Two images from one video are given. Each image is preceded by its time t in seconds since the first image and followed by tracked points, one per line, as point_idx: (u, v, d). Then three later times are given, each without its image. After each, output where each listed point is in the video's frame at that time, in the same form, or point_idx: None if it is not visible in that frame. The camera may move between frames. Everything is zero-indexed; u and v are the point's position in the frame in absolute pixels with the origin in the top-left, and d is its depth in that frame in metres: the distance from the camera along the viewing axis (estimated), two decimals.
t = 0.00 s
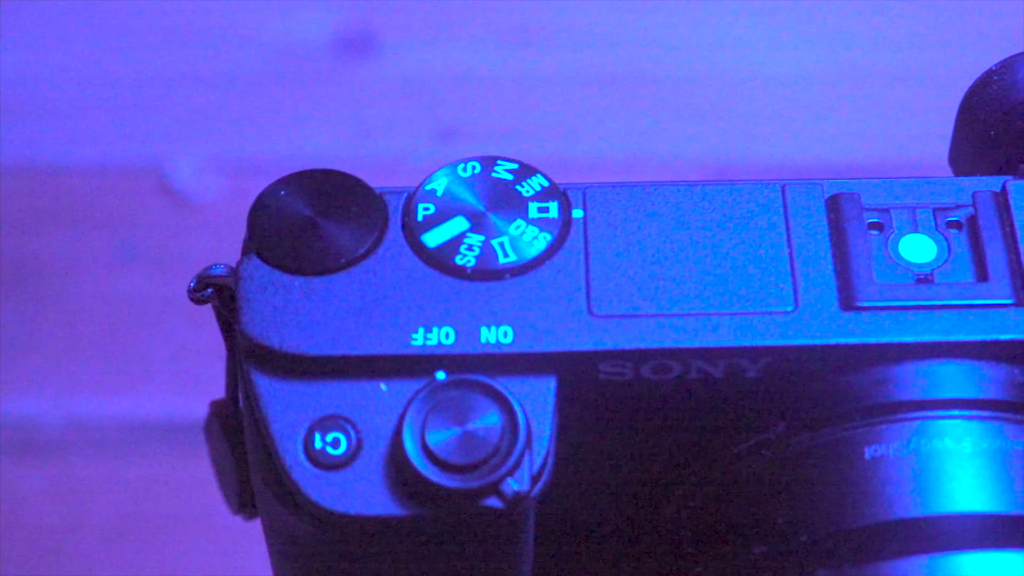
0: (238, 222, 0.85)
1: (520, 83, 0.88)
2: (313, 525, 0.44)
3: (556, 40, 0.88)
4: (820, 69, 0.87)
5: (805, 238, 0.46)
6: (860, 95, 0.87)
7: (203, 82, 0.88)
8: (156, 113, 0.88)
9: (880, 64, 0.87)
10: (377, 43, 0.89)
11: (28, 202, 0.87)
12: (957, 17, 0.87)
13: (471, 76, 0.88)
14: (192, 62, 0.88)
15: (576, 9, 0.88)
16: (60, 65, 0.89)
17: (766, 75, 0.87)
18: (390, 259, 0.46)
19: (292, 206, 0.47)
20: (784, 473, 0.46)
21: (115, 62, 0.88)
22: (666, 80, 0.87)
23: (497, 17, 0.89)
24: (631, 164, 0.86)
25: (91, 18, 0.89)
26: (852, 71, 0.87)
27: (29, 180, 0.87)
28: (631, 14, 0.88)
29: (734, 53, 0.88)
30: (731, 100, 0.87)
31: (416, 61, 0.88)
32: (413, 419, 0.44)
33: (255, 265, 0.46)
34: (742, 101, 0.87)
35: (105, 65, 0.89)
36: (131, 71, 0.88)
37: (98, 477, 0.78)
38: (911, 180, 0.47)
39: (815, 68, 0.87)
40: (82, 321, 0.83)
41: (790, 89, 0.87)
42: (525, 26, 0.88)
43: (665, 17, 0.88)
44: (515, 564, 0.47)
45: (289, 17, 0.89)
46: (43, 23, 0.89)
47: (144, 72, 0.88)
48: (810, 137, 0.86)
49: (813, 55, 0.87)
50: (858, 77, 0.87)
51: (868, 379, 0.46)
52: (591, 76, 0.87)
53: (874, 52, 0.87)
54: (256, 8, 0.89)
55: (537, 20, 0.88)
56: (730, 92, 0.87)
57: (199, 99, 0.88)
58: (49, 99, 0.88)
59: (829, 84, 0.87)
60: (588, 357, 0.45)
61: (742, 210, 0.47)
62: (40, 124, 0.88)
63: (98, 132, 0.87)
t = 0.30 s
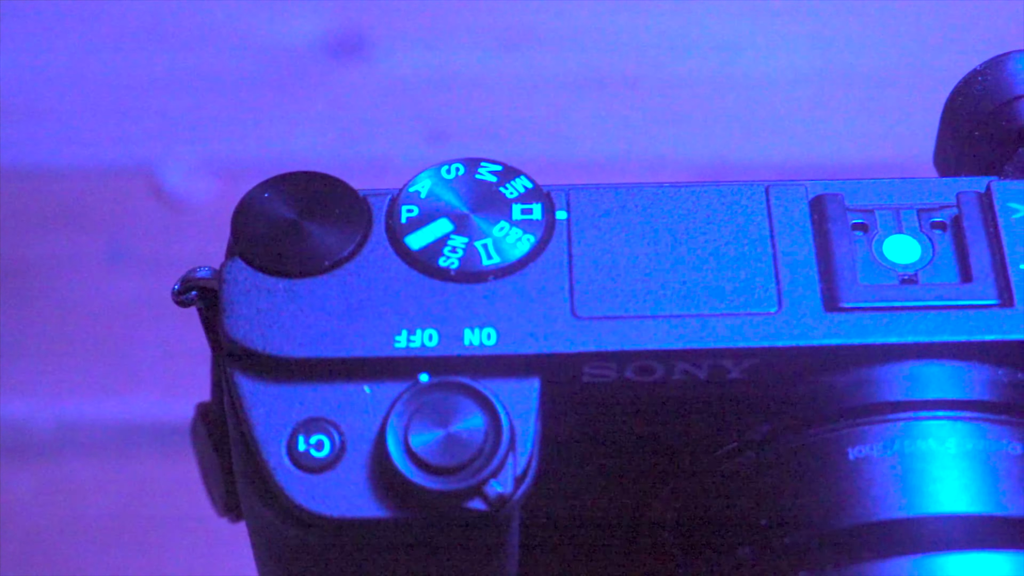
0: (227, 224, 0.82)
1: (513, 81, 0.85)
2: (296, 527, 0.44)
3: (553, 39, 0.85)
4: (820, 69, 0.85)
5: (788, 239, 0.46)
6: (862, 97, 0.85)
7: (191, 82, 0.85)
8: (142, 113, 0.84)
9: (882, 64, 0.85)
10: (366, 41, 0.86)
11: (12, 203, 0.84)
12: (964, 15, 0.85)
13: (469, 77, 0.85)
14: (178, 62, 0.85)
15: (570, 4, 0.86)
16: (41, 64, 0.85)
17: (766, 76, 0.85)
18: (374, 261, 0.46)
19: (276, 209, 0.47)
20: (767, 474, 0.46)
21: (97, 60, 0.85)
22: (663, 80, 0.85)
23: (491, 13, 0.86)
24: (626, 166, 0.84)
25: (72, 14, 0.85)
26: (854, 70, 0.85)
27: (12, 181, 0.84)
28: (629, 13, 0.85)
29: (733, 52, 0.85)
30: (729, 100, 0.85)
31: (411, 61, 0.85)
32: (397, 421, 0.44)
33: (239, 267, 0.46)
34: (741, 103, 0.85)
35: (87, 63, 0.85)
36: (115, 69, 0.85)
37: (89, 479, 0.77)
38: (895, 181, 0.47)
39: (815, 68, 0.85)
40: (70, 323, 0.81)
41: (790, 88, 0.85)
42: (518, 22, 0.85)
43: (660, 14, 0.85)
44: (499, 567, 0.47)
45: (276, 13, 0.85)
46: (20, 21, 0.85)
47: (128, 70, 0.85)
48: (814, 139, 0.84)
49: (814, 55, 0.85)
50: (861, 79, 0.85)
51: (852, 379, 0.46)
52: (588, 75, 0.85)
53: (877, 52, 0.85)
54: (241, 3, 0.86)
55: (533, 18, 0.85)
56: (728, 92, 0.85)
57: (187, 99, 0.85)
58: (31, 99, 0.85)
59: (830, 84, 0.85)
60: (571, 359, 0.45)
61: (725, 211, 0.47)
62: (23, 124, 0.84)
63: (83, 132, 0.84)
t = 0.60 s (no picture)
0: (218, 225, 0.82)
1: (504, 81, 0.85)
2: (283, 528, 0.44)
3: (545, 38, 0.85)
4: (813, 68, 0.85)
5: (774, 238, 0.46)
6: (857, 97, 0.84)
7: (184, 84, 0.85)
8: (135, 114, 0.84)
9: (876, 64, 0.85)
10: (358, 42, 0.85)
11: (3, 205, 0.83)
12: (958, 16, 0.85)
13: (462, 77, 0.85)
14: (171, 63, 0.85)
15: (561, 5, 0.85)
16: (33, 66, 0.85)
17: (758, 75, 0.85)
18: (360, 262, 0.46)
19: (261, 209, 0.47)
20: (754, 473, 0.46)
21: (91, 62, 0.85)
22: (657, 80, 0.85)
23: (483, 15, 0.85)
24: (620, 164, 0.83)
25: (66, 16, 0.85)
26: (848, 69, 0.85)
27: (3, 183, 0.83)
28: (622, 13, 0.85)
29: (727, 52, 0.85)
30: (724, 100, 0.85)
31: (404, 61, 0.85)
32: (382, 422, 0.44)
33: (224, 269, 0.46)
34: (735, 103, 0.84)
35: (80, 66, 0.85)
36: (108, 71, 0.85)
37: (82, 482, 0.76)
38: (881, 180, 0.47)
39: (809, 67, 0.85)
40: (63, 325, 0.80)
41: (784, 87, 0.85)
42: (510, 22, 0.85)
43: (650, 15, 0.85)
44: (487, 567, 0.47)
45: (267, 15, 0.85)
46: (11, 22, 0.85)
47: (121, 72, 0.85)
48: (809, 138, 0.84)
49: (809, 55, 0.85)
50: (856, 79, 0.85)
51: (838, 379, 0.46)
52: (582, 75, 0.85)
53: (871, 52, 0.85)
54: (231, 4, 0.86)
55: (527, 19, 0.85)
56: (722, 91, 0.85)
57: (180, 100, 0.85)
58: (23, 100, 0.85)
59: (825, 84, 0.85)
60: (557, 359, 0.45)
61: (711, 210, 0.47)
62: (14, 126, 0.84)
63: (77, 133, 0.84)
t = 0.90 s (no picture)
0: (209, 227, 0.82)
1: (496, 82, 0.84)
2: (268, 530, 0.44)
3: (537, 39, 0.84)
4: (804, 69, 0.84)
5: (760, 238, 0.46)
6: (849, 99, 0.84)
7: (174, 84, 0.84)
8: (125, 115, 0.84)
9: (869, 64, 0.84)
10: (348, 42, 0.85)
11: None
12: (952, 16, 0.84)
13: (454, 78, 0.84)
14: (161, 64, 0.84)
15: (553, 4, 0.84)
16: (18, 66, 0.84)
17: (749, 76, 0.84)
18: (345, 263, 0.46)
19: (247, 211, 0.46)
20: (739, 474, 0.46)
21: (79, 63, 0.84)
22: (649, 82, 0.84)
23: (473, 15, 0.84)
24: (609, 166, 0.84)
25: (52, 15, 0.84)
26: (841, 69, 0.84)
27: None
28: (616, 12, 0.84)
29: (720, 53, 0.85)
30: (716, 102, 0.84)
31: (396, 62, 0.84)
32: (367, 423, 0.44)
33: (209, 270, 0.46)
34: (726, 105, 0.84)
35: (68, 67, 0.84)
36: (97, 72, 0.84)
37: (73, 484, 0.76)
38: (867, 180, 0.47)
39: (803, 68, 0.84)
40: (54, 326, 0.80)
41: (777, 87, 0.84)
42: (502, 22, 0.84)
43: (642, 14, 0.84)
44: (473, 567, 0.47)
45: (257, 14, 0.84)
46: None
47: (111, 73, 0.84)
48: (800, 140, 0.84)
49: (802, 56, 0.84)
50: (848, 80, 0.84)
51: (824, 379, 0.46)
52: (574, 76, 0.84)
53: (865, 52, 0.84)
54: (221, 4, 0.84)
55: (519, 18, 0.84)
56: (714, 93, 0.84)
57: (170, 101, 0.84)
58: (10, 100, 0.84)
59: (817, 85, 0.84)
60: (542, 360, 0.45)
61: (696, 211, 0.47)
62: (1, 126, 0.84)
63: (66, 135, 0.83)
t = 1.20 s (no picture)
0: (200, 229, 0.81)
1: (488, 83, 0.84)
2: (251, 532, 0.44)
3: (529, 41, 0.85)
4: (797, 70, 0.84)
5: (744, 239, 0.46)
6: (842, 98, 0.84)
7: (166, 86, 0.84)
8: (117, 116, 0.84)
9: (859, 66, 0.84)
10: (341, 44, 0.85)
11: None
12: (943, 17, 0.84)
13: (446, 79, 0.85)
14: (155, 67, 0.84)
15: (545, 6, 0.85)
16: (12, 67, 0.84)
17: (742, 77, 0.84)
18: (329, 265, 0.46)
19: (231, 214, 0.47)
20: (723, 475, 0.46)
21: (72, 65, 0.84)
22: (640, 82, 0.84)
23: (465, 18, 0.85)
24: (599, 166, 0.83)
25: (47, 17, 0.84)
26: (833, 69, 0.84)
27: None
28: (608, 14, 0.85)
29: (712, 54, 0.85)
30: (708, 102, 0.84)
31: (388, 63, 0.85)
32: (351, 425, 0.44)
33: (194, 272, 0.46)
34: (718, 105, 0.84)
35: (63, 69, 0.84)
36: (91, 75, 0.84)
37: (63, 485, 0.75)
38: (852, 180, 0.47)
39: (795, 69, 0.84)
40: (45, 328, 0.80)
41: (768, 87, 0.84)
42: (495, 24, 0.85)
43: (635, 16, 0.85)
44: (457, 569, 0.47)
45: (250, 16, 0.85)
46: None
47: (104, 75, 0.84)
48: (792, 140, 0.84)
49: (793, 56, 0.84)
50: (841, 80, 0.84)
51: (808, 380, 0.46)
52: (566, 77, 0.84)
53: (856, 53, 0.84)
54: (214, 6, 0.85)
55: (510, 19, 0.85)
56: (706, 93, 0.84)
57: (162, 103, 0.84)
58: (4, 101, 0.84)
59: (809, 85, 0.84)
60: (526, 361, 0.45)
61: (681, 212, 0.47)
62: None
63: (59, 136, 0.83)
